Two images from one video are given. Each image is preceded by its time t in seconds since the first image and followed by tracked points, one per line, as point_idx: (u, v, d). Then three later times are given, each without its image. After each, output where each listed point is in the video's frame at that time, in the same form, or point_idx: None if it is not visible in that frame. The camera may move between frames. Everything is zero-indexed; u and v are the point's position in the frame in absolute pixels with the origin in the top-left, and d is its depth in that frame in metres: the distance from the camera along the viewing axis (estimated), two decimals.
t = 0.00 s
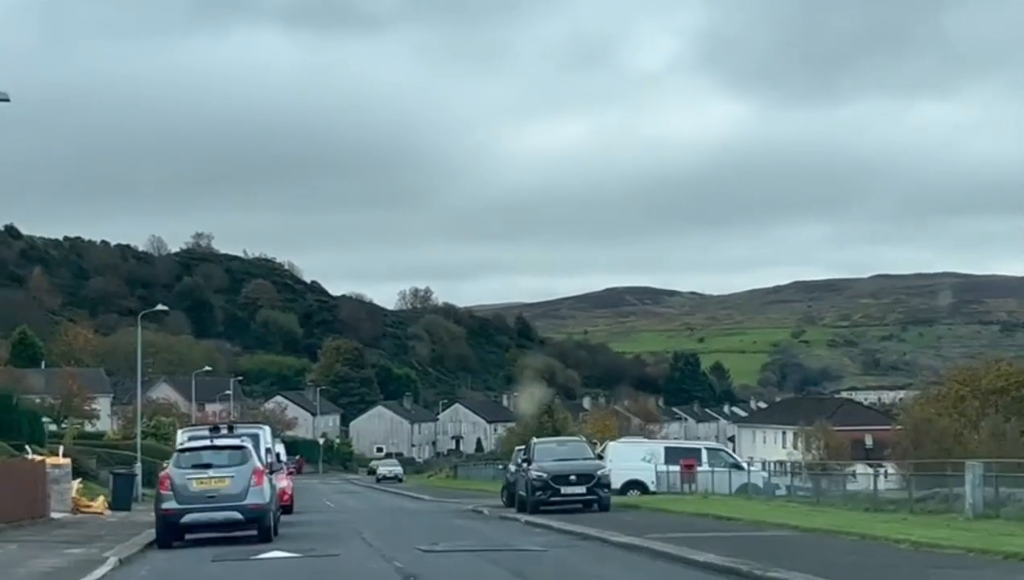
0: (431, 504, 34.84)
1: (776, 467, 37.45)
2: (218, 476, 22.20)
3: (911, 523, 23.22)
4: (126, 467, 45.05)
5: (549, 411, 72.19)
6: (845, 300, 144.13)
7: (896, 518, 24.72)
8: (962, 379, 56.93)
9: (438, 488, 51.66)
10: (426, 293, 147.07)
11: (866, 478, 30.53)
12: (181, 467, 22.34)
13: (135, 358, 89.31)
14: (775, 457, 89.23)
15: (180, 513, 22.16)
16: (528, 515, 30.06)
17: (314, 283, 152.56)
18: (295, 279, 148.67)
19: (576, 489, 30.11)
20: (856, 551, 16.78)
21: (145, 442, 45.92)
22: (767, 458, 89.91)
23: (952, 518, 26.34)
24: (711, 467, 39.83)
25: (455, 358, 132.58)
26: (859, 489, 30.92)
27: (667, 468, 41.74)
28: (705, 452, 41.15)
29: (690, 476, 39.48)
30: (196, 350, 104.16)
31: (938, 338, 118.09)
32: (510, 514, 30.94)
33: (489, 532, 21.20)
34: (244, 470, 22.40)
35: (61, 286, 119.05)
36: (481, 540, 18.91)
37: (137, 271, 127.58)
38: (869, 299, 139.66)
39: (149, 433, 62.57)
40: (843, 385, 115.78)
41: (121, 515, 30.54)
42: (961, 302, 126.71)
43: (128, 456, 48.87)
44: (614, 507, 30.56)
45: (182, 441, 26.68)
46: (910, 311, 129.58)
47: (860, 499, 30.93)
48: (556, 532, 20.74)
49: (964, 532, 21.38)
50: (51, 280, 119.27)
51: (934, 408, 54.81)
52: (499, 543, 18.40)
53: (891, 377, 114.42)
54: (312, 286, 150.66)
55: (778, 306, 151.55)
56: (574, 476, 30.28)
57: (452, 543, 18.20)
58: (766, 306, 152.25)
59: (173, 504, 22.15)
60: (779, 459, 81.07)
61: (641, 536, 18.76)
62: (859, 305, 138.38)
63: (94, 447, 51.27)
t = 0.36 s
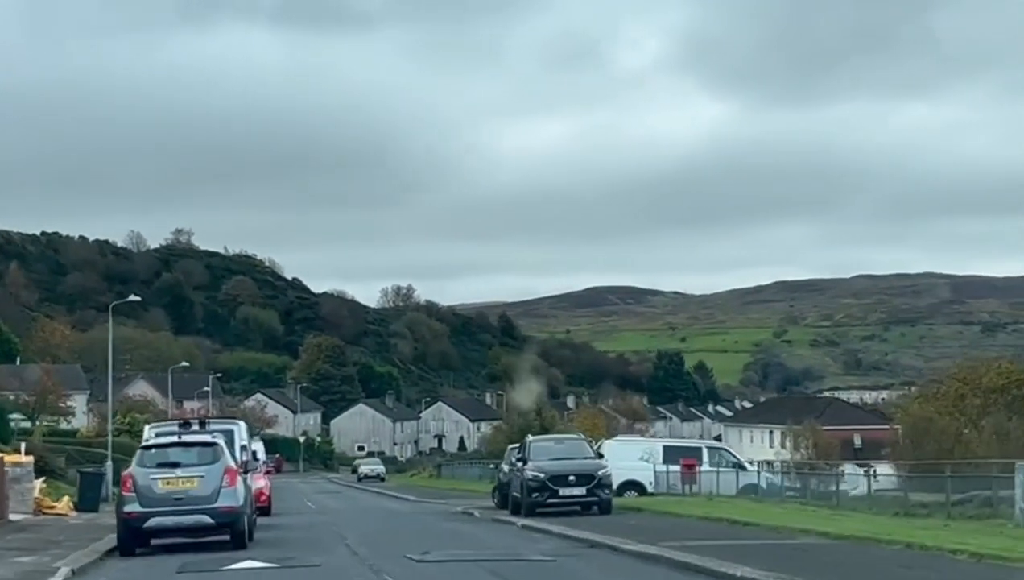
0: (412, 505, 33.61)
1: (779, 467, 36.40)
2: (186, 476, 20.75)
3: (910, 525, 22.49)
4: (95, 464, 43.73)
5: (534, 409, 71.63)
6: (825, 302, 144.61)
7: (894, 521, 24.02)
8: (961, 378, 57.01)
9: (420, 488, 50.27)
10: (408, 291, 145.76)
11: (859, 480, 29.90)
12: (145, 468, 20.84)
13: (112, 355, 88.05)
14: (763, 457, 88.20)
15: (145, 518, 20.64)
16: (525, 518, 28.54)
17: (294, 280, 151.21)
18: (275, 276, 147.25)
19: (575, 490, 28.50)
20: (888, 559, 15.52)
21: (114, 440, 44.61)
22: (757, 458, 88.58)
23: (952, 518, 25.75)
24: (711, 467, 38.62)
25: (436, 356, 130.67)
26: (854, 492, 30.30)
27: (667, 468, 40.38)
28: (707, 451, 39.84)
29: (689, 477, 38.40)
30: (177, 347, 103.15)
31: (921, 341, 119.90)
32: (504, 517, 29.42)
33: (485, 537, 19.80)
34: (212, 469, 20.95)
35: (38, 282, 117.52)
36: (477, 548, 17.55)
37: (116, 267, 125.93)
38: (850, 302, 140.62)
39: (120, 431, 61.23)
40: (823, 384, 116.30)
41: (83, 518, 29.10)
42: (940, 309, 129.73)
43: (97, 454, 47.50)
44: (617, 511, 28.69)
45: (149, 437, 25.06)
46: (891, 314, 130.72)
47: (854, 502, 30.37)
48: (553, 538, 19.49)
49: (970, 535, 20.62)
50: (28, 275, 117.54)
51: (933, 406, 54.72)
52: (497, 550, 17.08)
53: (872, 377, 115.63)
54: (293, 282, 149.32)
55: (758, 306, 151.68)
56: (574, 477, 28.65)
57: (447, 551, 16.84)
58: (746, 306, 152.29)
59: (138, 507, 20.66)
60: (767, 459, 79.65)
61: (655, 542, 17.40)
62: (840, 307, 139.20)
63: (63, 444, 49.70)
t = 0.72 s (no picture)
0: (386, 508, 32.17)
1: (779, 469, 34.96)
2: (139, 478, 18.61)
3: (918, 531, 21.52)
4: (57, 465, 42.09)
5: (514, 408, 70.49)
6: (800, 304, 144.14)
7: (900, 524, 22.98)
8: (956, 375, 56.57)
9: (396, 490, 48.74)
10: (383, 291, 144.48)
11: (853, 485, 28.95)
12: (94, 470, 18.68)
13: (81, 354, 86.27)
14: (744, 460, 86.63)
15: (90, 528, 18.47)
16: (517, 523, 26.80)
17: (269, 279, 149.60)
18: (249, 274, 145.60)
19: (572, 495, 26.71)
20: (946, 575, 14.13)
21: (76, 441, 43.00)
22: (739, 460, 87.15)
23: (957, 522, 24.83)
24: (709, 469, 37.18)
25: (412, 355, 129.80)
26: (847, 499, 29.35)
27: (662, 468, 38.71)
28: (703, 453, 38.50)
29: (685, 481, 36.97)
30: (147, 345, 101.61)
31: (895, 342, 119.68)
32: (494, 522, 27.73)
33: (478, 547, 18.19)
34: (169, 471, 18.81)
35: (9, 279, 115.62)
36: (472, 562, 15.97)
37: (87, 265, 124.07)
38: (824, 304, 140.16)
39: (86, 432, 59.66)
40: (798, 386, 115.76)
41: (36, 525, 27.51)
42: (913, 311, 129.20)
43: (60, 455, 45.86)
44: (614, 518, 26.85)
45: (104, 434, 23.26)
46: (867, 315, 130.25)
47: (840, 507, 29.54)
48: (546, 549, 17.99)
49: (989, 542, 19.49)
50: None
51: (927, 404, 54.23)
52: (490, 565, 15.67)
53: (847, 379, 115.26)
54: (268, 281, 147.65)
55: (733, 307, 151.04)
56: (569, 479, 26.86)
57: (437, 565, 15.34)
58: (721, 307, 151.61)
59: (83, 514, 18.48)
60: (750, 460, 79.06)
61: (677, 556, 15.89)
62: (815, 309, 138.75)
63: (27, 444, 48.05)
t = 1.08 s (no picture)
0: (355, 511, 30.87)
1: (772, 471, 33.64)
2: (78, 481, 17.17)
3: (929, 535, 20.69)
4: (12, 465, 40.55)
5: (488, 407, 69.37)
6: (772, 305, 143.62)
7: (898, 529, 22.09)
8: (948, 372, 56.19)
9: (366, 491, 47.17)
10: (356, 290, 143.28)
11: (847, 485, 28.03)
12: (27, 472, 17.18)
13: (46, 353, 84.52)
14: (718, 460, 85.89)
15: (21, 536, 16.98)
16: (506, 528, 25.23)
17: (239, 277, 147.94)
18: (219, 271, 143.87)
19: (564, 498, 25.11)
20: None
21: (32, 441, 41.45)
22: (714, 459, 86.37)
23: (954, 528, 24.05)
24: (704, 469, 36.05)
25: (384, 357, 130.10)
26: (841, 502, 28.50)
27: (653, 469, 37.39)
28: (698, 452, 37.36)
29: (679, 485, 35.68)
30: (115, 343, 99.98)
31: (868, 343, 119.35)
32: (479, 526, 26.13)
33: (460, 559, 16.62)
34: (110, 474, 17.33)
35: None
36: (462, 576, 14.65)
37: (55, 261, 122.14)
38: (797, 305, 139.68)
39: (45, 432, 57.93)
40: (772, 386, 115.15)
41: None
42: (886, 311, 128.99)
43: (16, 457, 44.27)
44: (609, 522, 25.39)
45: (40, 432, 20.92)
46: (839, 316, 129.85)
47: (822, 510, 28.99)
48: (529, 562, 16.52)
49: (1005, 549, 18.51)
50: None
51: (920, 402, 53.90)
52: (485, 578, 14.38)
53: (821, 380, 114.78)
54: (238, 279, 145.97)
55: (705, 307, 150.40)
56: (562, 481, 25.29)
57: None
58: (693, 307, 150.92)
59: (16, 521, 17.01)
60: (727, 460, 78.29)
61: (695, 570, 14.63)
62: (788, 309, 138.20)
63: None
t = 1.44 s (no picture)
0: (322, 515, 29.32)
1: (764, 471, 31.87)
2: None
3: (930, 539, 19.34)
4: None
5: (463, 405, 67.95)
6: (746, 304, 142.60)
7: (886, 529, 21.03)
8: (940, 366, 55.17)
9: (337, 492, 45.71)
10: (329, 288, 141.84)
11: (829, 484, 26.88)
12: None
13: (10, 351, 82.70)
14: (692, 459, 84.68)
15: None
16: (489, 534, 23.23)
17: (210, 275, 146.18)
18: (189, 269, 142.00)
19: (556, 502, 22.98)
20: None
21: None
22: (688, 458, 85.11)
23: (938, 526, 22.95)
24: (696, 467, 34.73)
25: (357, 354, 131.45)
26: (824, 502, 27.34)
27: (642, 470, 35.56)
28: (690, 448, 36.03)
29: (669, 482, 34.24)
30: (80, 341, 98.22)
31: (841, 342, 118.44)
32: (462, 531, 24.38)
33: (432, 570, 15.09)
34: (35, 475, 13.98)
35: None
36: None
37: (22, 260, 120.59)
38: (772, 304, 138.68)
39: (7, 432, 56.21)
40: (745, 385, 114.00)
41: None
42: (859, 311, 128.14)
43: None
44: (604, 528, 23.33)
45: None
46: (813, 315, 128.94)
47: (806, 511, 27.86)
48: (499, 573, 15.00)
49: None
50: None
51: (910, 396, 52.96)
52: None
53: (794, 379, 113.76)
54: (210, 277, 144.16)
55: (680, 306, 149.26)
56: (552, 483, 23.18)
57: None
58: (668, 305, 149.78)
59: None
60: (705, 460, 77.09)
61: None
62: (762, 308, 137.17)
63: None
